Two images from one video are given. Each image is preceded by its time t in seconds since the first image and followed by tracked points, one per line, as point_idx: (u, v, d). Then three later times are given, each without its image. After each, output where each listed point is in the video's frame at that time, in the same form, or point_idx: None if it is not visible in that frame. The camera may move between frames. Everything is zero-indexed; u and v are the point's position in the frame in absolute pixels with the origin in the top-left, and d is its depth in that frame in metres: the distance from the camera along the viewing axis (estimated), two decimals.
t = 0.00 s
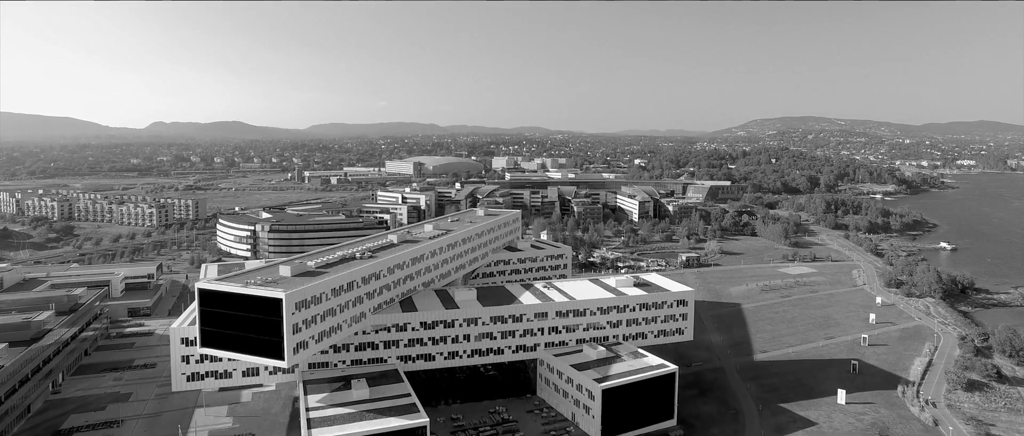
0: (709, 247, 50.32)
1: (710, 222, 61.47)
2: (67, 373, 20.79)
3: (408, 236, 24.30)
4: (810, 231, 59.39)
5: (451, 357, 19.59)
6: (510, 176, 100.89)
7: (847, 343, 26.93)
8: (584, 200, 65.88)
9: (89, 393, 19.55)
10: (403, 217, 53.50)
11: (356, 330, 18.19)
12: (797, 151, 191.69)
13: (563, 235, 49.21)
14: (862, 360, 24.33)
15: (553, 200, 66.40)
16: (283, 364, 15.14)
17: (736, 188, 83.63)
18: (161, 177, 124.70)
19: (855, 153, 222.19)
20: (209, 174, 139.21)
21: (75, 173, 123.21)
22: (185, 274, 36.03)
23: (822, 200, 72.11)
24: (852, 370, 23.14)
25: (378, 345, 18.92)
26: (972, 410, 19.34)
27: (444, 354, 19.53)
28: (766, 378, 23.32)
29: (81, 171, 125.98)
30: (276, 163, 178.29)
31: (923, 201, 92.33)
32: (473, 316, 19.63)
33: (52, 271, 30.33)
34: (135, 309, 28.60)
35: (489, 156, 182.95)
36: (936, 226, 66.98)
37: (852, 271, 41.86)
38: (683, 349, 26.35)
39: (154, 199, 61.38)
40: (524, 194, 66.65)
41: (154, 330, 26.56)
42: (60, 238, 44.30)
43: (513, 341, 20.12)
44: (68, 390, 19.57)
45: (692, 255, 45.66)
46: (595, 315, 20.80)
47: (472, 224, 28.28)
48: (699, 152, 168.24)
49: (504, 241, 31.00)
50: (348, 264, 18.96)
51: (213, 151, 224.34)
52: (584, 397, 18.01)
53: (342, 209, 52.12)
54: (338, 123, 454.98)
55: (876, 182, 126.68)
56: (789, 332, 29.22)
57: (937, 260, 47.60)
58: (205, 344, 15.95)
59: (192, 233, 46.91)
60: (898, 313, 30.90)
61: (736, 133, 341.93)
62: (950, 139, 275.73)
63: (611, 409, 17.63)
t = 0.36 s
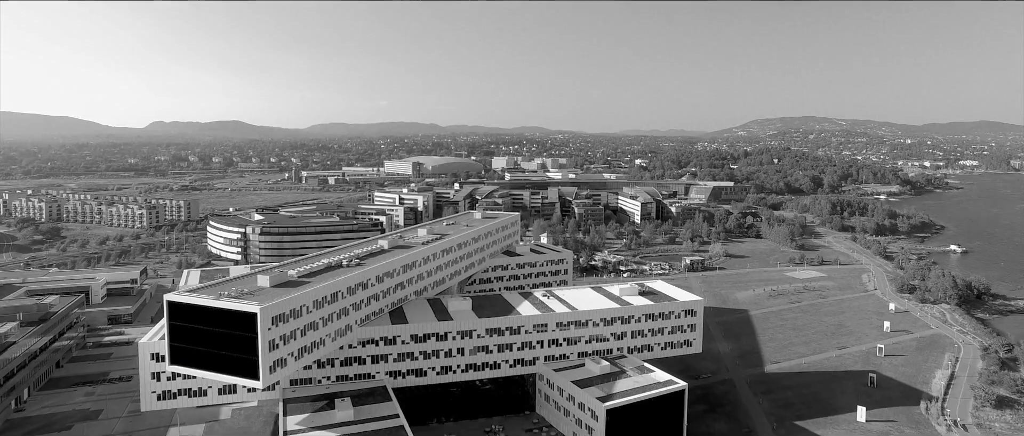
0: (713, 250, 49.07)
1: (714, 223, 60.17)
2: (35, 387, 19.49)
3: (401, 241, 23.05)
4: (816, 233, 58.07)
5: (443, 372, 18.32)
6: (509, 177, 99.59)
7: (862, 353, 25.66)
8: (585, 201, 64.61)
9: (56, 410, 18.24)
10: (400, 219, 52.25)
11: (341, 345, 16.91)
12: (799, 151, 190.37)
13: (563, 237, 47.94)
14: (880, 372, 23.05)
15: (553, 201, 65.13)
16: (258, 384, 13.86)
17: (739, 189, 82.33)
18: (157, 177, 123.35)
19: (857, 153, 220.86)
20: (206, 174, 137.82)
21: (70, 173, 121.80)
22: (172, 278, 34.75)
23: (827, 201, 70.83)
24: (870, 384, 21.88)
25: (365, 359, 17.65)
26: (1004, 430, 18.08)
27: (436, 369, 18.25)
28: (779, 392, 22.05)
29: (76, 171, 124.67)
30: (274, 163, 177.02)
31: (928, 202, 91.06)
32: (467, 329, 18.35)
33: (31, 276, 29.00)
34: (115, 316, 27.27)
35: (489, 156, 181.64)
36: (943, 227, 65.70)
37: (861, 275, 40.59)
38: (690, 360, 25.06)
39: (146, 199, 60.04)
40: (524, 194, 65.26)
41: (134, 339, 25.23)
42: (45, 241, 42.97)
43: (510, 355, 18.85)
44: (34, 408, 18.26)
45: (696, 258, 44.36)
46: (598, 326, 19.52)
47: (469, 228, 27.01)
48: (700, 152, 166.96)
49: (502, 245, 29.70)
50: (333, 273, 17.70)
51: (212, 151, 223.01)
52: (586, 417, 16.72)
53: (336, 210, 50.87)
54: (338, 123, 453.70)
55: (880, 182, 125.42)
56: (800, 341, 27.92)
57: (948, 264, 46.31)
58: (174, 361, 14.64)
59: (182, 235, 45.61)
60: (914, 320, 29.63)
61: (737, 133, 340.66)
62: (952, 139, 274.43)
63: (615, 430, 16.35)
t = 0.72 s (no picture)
0: (717, 253, 47.81)
1: (718, 225, 58.88)
2: None
3: (392, 247, 21.79)
4: (822, 236, 56.79)
5: (435, 389, 17.07)
6: (509, 177, 98.28)
7: (878, 364, 24.39)
8: (586, 202, 63.38)
9: (18, 430, 16.93)
10: (396, 221, 51.02)
11: (323, 361, 15.64)
12: (800, 152, 189.03)
13: (564, 240, 46.68)
14: (899, 386, 21.81)
15: (553, 202, 63.87)
16: (228, 409, 12.58)
17: (742, 190, 81.05)
18: (153, 177, 122.10)
19: (859, 153, 219.54)
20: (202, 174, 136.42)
21: (66, 173, 120.49)
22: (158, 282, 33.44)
23: (832, 203, 69.54)
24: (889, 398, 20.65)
25: (350, 376, 16.38)
26: None
27: (427, 386, 16.99)
28: (793, 407, 20.77)
29: (72, 170, 123.40)
30: (272, 163, 175.86)
31: (933, 203, 89.75)
32: (461, 343, 17.09)
33: (7, 282, 27.69)
34: (94, 324, 25.88)
35: (488, 156, 180.34)
36: (951, 230, 64.43)
37: (871, 280, 39.31)
38: (698, 372, 23.78)
39: (137, 200, 58.76)
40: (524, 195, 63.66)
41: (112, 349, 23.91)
42: (30, 243, 41.65)
43: (507, 371, 17.56)
44: None
45: (700, 262, 43.10)
46: (602, 339, 18.24)
47: (465, 232, 25.75)
48: (702, 153, 165.68)
49: (500, 250, 28.42)
50: (316, 284, 16.43)
51: (210, 151, 221.74)
52: None
53: (331, 212, 49.56)
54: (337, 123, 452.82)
55: (884, 183, 124.15)
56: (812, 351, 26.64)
57: (959, 268, 44.97)
58: (137, 382, 13.33)
59: (172, 238, 44.31)
60: (930, 327, 28.36)
61: (737, 133, 339.61)
62: (953, 139, 273.14)
63: None
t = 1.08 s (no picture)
0: (722, 257, 46.47)
1: (721, 228, 57.61)
2: None
3: (381, 254, 20.50)
4: (828, 239, 55.49)
5: (425, 410, 15.78)
6: (508, 178, 96.97)
7: (897, 377, 23.11)
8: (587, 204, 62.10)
9: None
10: (392, 223, 49.71)
11: (302, 382, 14.34)
12: (802, 152, 187.73)
13: (564, 243, 45.38)
14: (921, 401, 20.54)
15: (553, 204, 62.59)
16: None
17: (746, 191, 79.78)
18: (148, 178, 120.74)
19: (860, 153, 218.29)
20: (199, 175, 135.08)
21: (60, 173, 118.98)
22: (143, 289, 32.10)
23: (837, 204, 68.26)
24: (913, 416, 19.39)
25: (333, 397, 15.10)
26: None
27: (416, 408, 15.69)
28: (810, 425, 19.45)
29: (67, 171, 121.97)
30: (270, 163, 174.59)
31: (938, 205, 88.48)
32: (452, 360, 15.79)
33: None
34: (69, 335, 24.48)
35: (487, 156, 178.98)
36: (959, 232, 63.16)
37: (881, 285, 38.02)
38: (706, 386, 22.47)
39: (127, 202, 57.39)
40: (523, 197, 63.17)
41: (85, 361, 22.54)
42: (13, 247, 40.26)
43: (503, 390, 16.27)
44: None
45: (705, 266, 41.80)
46: (606, 355, 16.94)
47: (459, 238, 24.46)
48: (702, 153, 164.39)
49: (496, 257, 27.10)
50: (295, 297, 15.10)
51: (208, 151, 220.35)
52: None
53: (324, 214, 48.29)
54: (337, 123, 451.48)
55: (887, 184, 122.88)
56: (826, 362, 25.29)
57: (971, 272, 43.68)
58: (89, 410, 11.98)
59: (160, 241, 42.96)
60: (948, 336, 27.08)
61: (738, 133, 338.42)
62: (954, 139, 271.86)
63: None
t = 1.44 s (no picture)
0: (726, 261, 45.12)
1: (724, 230, 56.30)
2: None
3: (368, 263, 19.20)
4: (834, 241, 54.20)
5: None
6: (507, 179, 95.63)
7: (917, 391, 21.78)
8: (587, 205, 60.77)
9: None
10: (387, 225, 48.36)
11: (274, 407, 13.00)
12: (803, 152, 186.46)
13: (564, 246, 44.06)
14: (946, 420, 19.21)
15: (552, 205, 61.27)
16: None
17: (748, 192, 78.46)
18: (143, 178, 119.23)
19: (861, 153, 217.04)
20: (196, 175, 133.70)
21: (54, 172, 117.59)
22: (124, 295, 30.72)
23: (842, 206, 66.95)
24: None
25: (309, 423, 13.76)
26: None
27: (402, 433, 14.36)
28: None
29: (61, 171, 120.57)
30: (268, 163, 173.29)
31: (944, 205, 87.16)
32: (441, 381, 14.47)
33: None
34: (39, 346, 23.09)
35: (487, 156, 177.67)
36: (967, 233, 61.82)
37: (892, 291, 36.68)
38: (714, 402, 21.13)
39: (116, 203, 55.99)
40: (522, 198, 61.80)
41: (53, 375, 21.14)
42: None
43: (497, 413, 14.94)
44: None
45: (709, 270, 40.43)
46: (608, 374, 15.62)
47: (452, 244, 23.16)
48: (703, 153, 163.11)
49: (491, 263, 25.75)
50: (268, 313, 13.75)
51: (206, 150, 218.96)
52: None
53: (317, 216, 46.96)
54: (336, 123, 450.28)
55: (890, 184, 121.57)
56: (840, 373, 23.91)
57: (983, 275, 42.36)
58: None
59: (147, 245, 41.57)
60: (968, 346, 25.75)
61: (738, 133, 337.29)
62: (955, 139, 270.63)
63: None
